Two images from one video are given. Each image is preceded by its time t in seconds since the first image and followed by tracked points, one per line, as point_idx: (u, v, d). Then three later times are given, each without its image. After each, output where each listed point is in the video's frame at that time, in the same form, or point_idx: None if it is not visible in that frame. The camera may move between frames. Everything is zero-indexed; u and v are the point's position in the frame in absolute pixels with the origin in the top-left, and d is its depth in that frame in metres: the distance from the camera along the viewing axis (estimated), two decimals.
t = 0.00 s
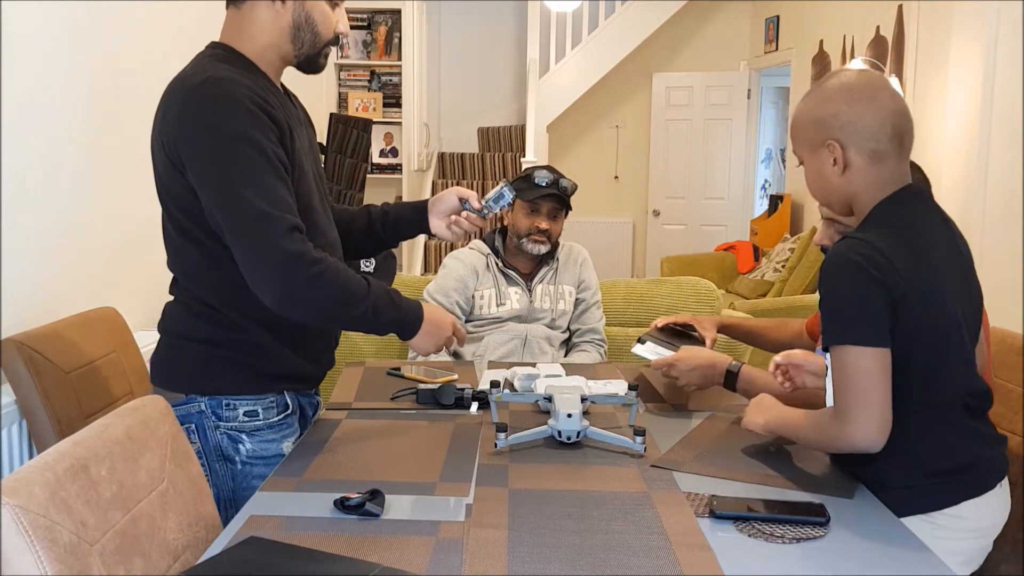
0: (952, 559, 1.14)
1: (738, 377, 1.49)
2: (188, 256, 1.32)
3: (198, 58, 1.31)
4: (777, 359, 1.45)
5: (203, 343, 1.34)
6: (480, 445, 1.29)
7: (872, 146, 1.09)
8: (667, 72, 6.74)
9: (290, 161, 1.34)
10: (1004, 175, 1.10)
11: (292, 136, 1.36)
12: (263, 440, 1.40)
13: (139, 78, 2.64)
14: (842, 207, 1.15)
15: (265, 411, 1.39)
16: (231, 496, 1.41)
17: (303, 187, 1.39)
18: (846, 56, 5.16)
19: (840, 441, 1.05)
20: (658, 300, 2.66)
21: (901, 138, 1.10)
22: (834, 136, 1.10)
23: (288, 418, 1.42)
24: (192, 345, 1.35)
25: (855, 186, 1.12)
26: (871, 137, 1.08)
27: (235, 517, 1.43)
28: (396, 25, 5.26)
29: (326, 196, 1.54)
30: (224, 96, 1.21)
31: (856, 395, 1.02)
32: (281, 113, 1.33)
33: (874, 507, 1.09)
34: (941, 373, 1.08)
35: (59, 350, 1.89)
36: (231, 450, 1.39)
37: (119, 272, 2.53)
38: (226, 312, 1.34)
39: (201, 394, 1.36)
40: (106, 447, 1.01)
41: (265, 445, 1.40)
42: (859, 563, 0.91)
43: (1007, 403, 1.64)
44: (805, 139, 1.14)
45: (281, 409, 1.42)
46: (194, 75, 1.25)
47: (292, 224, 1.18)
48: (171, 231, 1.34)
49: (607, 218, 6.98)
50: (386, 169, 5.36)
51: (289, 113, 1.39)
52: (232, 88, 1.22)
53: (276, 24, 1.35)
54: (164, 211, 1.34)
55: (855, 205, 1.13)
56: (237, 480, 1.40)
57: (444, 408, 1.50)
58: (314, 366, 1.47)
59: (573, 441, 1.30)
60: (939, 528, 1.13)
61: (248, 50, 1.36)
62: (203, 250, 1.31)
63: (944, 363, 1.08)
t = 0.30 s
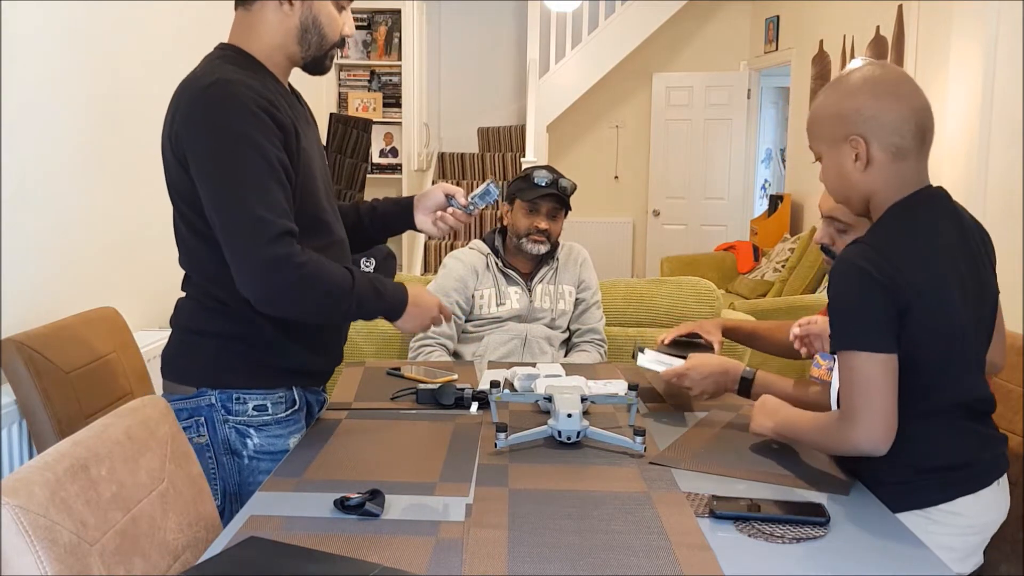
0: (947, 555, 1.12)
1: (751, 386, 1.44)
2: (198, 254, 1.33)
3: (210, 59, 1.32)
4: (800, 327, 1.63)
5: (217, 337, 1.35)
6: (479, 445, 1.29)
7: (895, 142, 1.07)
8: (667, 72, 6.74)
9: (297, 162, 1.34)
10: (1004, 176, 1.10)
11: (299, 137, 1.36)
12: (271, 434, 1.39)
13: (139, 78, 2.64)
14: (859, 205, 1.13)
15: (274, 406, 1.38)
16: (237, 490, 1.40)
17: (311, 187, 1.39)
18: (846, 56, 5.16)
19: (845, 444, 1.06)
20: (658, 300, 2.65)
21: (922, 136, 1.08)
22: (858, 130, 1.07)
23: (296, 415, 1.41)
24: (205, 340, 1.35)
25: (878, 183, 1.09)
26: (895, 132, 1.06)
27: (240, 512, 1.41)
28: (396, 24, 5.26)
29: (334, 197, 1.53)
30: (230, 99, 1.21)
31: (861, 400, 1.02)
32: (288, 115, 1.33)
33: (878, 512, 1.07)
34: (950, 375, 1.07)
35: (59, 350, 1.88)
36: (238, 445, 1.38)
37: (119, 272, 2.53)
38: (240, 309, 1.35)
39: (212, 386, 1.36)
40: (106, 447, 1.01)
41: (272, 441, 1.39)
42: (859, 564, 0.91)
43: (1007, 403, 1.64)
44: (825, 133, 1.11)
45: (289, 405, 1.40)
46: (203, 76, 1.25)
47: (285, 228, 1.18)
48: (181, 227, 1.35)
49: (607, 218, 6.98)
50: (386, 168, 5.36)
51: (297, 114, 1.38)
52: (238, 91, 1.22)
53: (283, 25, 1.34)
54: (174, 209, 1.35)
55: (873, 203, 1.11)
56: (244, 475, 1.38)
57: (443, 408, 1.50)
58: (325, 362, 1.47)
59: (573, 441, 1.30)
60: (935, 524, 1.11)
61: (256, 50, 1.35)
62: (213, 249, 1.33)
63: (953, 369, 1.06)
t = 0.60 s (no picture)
0: (948, 558, 1.11)
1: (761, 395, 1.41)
2: (207, 251, 1.34)
3: (221, 58, 1.32)
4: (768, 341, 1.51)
5: (223, 333, 1.36)
6: (480, 445, 1.29)
7: (901, 144, 1.07)
8: (667, 72, 6.74)
9: (305, 161, 1.34)
10: (1004, 176, 1.10)
11: (307, 136, 1.35)
12: (275, 433, 1.38)
13: (139, 78, 2.64)
14: (865, 207, 1.13)
15: (278, 404, 1.38)
16: (240, 488, 1.40)
17: (319, 186, 1.38)
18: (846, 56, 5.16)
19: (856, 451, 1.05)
20: (658, 300, 2.65)
21: (925, 139, 1.09)
22: (862, 134, 1.07)
23: (301, 413, 1.40)
24: (212, 337, 1.36)
25: (884, 186, 1.09)
26: (900, 134, 1.06)
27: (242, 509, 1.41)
28: (396, 24, 5.26)
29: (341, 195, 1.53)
30: (238, 99, 1.20)
31: (872, 404, 1.02)
32: (297, 114, 1.32)
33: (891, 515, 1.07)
34: (955, 376, 1.06)
35: (59, 350, 1.88)
36: (242, 442, 1.38)
37: (119, 272, 2.53)
38: (245, 306, 1.35)
39: (218, 383, 1.36)
40: (106, 447, 1.01)
41: (276, 438, 1.38)
42: (859, 564, 0.91)
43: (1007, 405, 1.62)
44: (828, 137, 1.10)
45: (294, 403, 1.39)
46: (213, 76, 1.25)
47: (288, 227, 1.18)
48: (189, 223, 1.36)
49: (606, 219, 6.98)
50: (386, 168, 5.35)
51: (306, 114, 1.38)
52: (247, 91, 1.22)
53: (292, 27, 1.34)
54: (183, 206, 1.36)
55: (878, 204, 1.11)
56: (247, 472, 1.39)
57: (444, 408, 1.50)
58: (332, 360, 1.46)
59: (573, 441, 1.30)
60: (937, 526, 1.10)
61: (265, 50, 1.35)
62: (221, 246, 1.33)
63: (958, 370, 1.06)
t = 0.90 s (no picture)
0: (953, 563, 1.11)
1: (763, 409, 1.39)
2: (216, 249, 1.34)
3: (225, 58, 1.31)
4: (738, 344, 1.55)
5: (228, 332, 1.36)
6: (480, 445, 1.29)
7: (894, 144, 1.07)
8: (667, 72, 6.74)
9: (312, 155, 1.34)
10: (1004, 176, 1.10)
11: (314, 132, 1.35)
12: (280, 433, 1.37)
13: (139, 78, 2.64)
14: (861, 210, 1.13)
15: (284, 404, 1.37)
16: (244, 487, 1.39)
17: (325, 180, 1.39)
18: (846, 56, 5.15)
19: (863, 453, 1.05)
20: (658, 300, 2.65)
21: (919, 139, 1.09)
22: (855, 137, 1.07)
23: (306, 413, 1.39)
24: (219, 336, 1.36)
25: (878, 187, 1.09)
26: (893, 135, 1.07)
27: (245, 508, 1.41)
28: (395, 24, 5.26)
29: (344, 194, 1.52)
30: (246, 96, 1.20)
31: (878, 405, 1.02)
32: (304, 110, 1.32)
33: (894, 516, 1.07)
34: (954, 377, 1.06)
35: (59, 350, 1.89)
36: (247, 442, 1.37)
37: (119, 272, 2.53)
38: (252, 302, 1.35)
39: (222, 381, 1.36)
40: (106, 447, 1.01)
41: (282, 438, 1.38)
42: (859, 564, 0.91)
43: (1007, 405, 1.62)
44: (822, 142, 1.11)
45: (299, 402, 1.38)
46: (218, 75, 1.25)
47: (300, 220, 1.19)
48: (196, 221, 1.36)
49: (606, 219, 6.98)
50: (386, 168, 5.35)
51: (312, 110, 1.38)
52: (254, 88, 1.22)
53: (295, 27, 1.34)
54: (191, 204, 1.36)
55: (875, 205, 1.11)
56: (251, 472, 1.38)
57: (444, 408, 1.50)
58: (339, 357, 1.46)
59: (573, 441, 1.30)
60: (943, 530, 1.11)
61: (269, 49, 1.35)
62: (231, 244, 1.33)
63: (958, 371, 1.06)
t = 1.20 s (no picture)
0: (957, 566, 1.12)
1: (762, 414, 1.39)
2: (218, 250, 1.34)
3: (225, 58, 1.31)
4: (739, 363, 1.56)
5: (229, 332, 1.36)
6: (480, 445, 1.29)
7: (880, 145, 1.07)
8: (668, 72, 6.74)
9: (313, 153, 1.34)
10: (1003, 176, 1.10)
11: (315, 131, 1.35)
12: (281, 433, 1.37)
13: (139, 78, 2.63)
14: (850, 215, 1.12)
15: (285, 404, 1.37)
16: (245, 488, 1.39)
17: (326, 178, 1.39)
18: (846, 56, 5.15)
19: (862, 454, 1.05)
20: (658, 300, 2.65)
21: (904, 140, 1.09)
22: (840, 139, 1.08)
23: (306, 413, 1.39)
24: (220, 337, 1.36)
25: (865, 190, 1.09)
26: (878, 136, 1.07)
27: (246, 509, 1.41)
28: (396, 24, 5.26)
29: (345, 195, 1.53)
30: (247, 95, 1.20)
31: (875, 406, 1.01)
32: (305, 109, 1.32)
33: (893, 516, 1.07)
34: (953, 377, 1.06)
35: (60, 350, 1.89)
36: (248, 442, 1.37)
37: (119, 272, 2.53)
38: (253, 302, 1.35)
39: (223, 382, 1.36)
40: (106, 447, 1.01)
41: (282, 439, 1.38)
42: (859, 564, 0.91)
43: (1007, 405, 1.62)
44: (806, 147, 1.11)
45: (300, 403, 1.38)
46: (219, 75, 1.25)
47: (303, 218, 1.19)
48: (198, 222, 1.36)
49: (606, 219, 6.98)
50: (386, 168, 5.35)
51: (313, 110, 1.38)
52: (256, 87, 1.22)
53: (295, 27, 1.34)
54: (192, 205, 1.36)
55: (864, 207, 1.10)
56: (253, 473, 1.38)
57: (443, 408, 1.50)
58: (340, 356, 1.47)
59: (573, 441, 1.30)
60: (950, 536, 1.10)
61: (269, 49, 1.35)
62: (233, 245, 1.33)
63: (957, 372, 1.06)
